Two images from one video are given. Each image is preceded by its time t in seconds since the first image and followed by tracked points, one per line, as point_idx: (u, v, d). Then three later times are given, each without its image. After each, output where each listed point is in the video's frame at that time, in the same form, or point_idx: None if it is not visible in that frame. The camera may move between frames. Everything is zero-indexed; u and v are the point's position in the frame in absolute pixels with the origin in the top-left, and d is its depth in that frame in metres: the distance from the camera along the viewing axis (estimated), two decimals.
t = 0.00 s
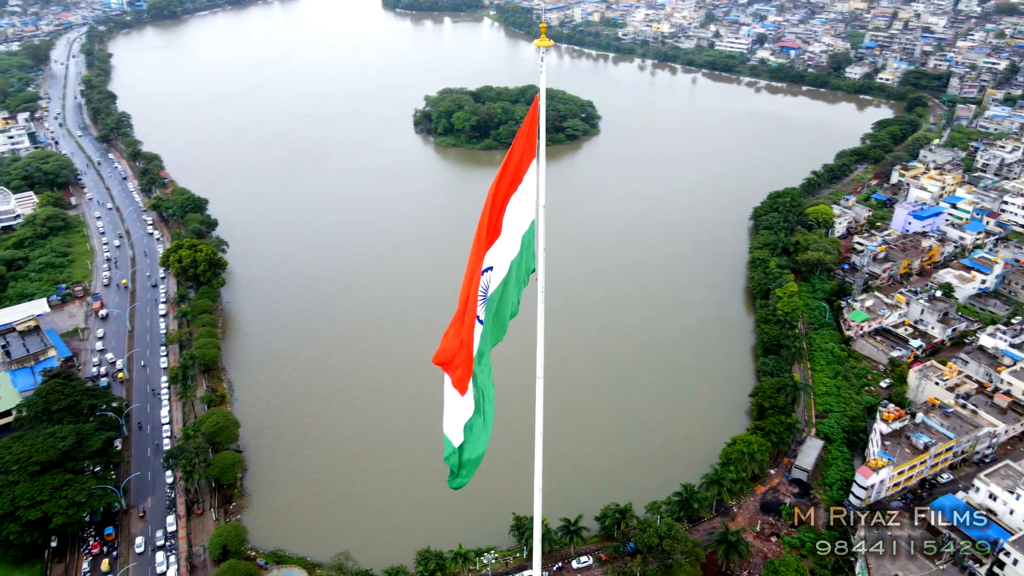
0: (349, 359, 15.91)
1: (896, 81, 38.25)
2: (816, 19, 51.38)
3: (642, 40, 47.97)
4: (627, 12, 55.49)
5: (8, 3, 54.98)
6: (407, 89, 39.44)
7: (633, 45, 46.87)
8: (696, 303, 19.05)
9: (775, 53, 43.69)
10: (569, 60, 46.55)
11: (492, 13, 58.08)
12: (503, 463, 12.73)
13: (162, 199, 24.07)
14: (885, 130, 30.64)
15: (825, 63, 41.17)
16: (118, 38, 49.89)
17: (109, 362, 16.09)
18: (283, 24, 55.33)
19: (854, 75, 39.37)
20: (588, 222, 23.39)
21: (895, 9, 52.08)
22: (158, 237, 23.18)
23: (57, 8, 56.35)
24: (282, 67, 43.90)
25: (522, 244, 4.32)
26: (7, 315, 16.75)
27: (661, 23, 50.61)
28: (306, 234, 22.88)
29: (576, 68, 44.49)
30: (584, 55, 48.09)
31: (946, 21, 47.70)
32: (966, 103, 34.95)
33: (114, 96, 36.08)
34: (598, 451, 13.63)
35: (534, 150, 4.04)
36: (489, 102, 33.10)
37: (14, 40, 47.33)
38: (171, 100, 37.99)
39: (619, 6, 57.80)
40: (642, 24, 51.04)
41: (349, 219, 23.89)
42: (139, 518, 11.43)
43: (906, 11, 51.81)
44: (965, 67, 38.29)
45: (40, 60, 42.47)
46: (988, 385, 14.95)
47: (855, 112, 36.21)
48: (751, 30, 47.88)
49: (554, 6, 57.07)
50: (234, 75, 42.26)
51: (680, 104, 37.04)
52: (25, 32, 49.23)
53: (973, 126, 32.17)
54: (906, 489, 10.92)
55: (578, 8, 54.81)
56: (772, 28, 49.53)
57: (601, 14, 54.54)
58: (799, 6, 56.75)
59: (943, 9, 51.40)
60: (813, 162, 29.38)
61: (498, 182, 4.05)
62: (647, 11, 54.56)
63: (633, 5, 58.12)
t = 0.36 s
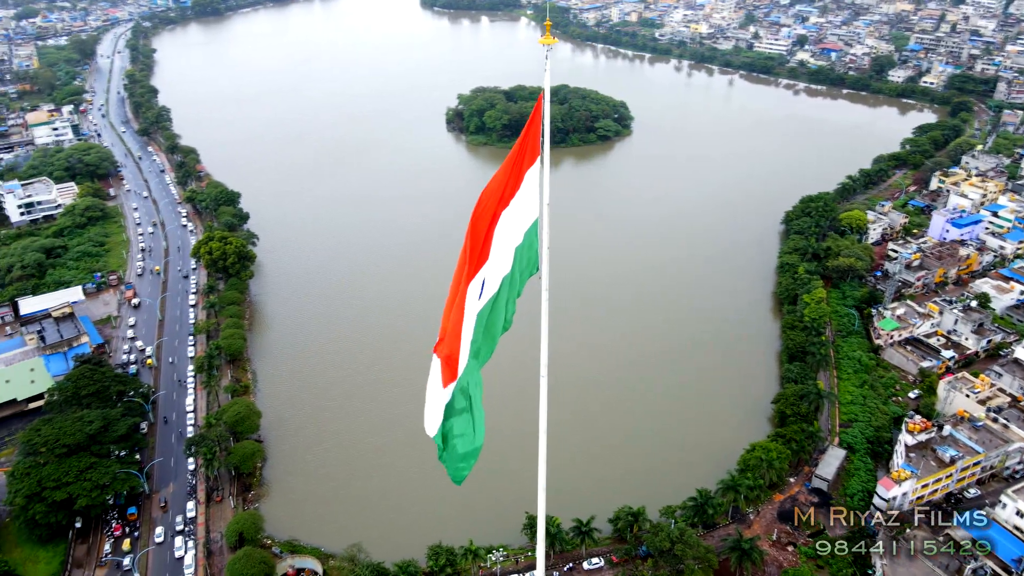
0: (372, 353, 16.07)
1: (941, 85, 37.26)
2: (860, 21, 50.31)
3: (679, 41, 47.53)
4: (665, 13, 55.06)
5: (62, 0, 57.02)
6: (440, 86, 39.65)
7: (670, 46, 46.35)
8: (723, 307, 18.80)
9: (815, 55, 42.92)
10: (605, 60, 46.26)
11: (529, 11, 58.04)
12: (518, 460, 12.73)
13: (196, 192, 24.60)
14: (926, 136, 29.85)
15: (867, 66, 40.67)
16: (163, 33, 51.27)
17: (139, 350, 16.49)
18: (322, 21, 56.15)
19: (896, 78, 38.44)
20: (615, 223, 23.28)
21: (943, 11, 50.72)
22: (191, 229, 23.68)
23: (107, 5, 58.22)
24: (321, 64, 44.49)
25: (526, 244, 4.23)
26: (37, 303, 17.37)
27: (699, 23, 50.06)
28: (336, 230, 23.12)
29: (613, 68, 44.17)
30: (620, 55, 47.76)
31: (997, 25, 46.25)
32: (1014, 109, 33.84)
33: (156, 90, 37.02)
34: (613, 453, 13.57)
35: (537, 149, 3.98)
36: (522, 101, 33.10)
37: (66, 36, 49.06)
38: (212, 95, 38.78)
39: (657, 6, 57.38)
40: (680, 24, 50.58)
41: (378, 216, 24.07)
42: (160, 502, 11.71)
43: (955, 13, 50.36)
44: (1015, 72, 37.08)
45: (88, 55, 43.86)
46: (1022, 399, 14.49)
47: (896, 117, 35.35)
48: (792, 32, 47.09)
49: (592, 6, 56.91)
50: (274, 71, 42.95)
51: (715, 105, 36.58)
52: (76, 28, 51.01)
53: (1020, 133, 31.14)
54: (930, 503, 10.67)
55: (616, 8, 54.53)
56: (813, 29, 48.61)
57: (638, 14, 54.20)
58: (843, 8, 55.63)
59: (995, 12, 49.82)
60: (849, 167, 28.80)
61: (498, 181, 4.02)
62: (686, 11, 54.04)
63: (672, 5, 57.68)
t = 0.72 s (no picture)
0: (393, 349, 16.19)
1: (983, 89, 36.30)
2: (901, 23, 49.24)
3: (713, 42, 47.03)
4: (700, 13, 54.54)
5: None
6: (471, 85, 39.77)
7: (704, 47, 45.83)
8: (747, 310, 18.57)
9: (853, 57, 42.15)
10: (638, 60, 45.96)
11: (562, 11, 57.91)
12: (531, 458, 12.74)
13: (226, 185, 24.99)
14: (965, 141, 29.10)
15: (907, 69, 39.86)
16: (202, 30, 52.33)
17: (165, 340, 16.82)
18: (357, 19, 56.75)
19: (936, 81, 37.70)
20: (641, 223, 23.15)
21: (989, 14, 49.34)
22: (220, 222, 24.07)
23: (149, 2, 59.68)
24: (354, 61, 44.91)
25: (521, 248, 4.22)
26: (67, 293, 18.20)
27: (734, 24, 49.45)
28: (363, 226, 23.31)
29: (646, 69, 43.86)
30: (653, 55, 47.41)
31: None
32: None
33: (192, 86, 37.77)
34: (627, 455, 13.52)
35: (535, 150, 3.98)
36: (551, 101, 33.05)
37: (108, 31, 50.39)
38: (247, 91, 39.40)
39: (692, 7, 56.86)
40: (715, 26, 50.07)
41: (406, 213, 24.21)
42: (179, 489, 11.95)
43: (1002, 15, 48.96)
44: None
45: (129, 50, 44.96)
46: None
47: (935, 121, 34.51)
48: (829, 33, 46.28)
49: (626, 6, 56.62)
50: (308, 69, 43.48)
51: (748, 107, 36.10)
52: (118, 24, 52.35)
53: None
54: (951, 517, 10.44)
55: (650, 8, 54.15)
56: (852, 31, 47.72)
57: (673, 14, 53.76)
58: (884, 9, 54.47)
59: None
60: (882, 172, 28.22)
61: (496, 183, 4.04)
62: (721, 12, 53.47)
63: (707, 5, 57.13)
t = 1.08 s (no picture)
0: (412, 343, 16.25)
1: None
2: (945, 25, 48.06)
3: (748, 43, 46.42)
4: (736, 14, 53.91)
5: None
6: (501, 84, 39.83)
7: (739, 49, 45.21)
8: (771, 314, 18.31)
9: (892, 59, 41.28)
10: (671, 61, 45.56)
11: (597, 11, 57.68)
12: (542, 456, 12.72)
13: (256, 180, 25.38)
14: (1005, 147, 28.30)
15: (948, 72, 38.88)
16: (240, 27, 53.24)
17: (190, 331, 17.15)
18: (392, 17, 57.20)
19: (978, 86, 36.83)
20: (666, 225, 22.97)
21: None
22: (248, 216, 24.45)
23: None
24: (388, 60, 45.21)
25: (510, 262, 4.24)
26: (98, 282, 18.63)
27: (771, 25, 48.74)
28: (389, 224, 23.49)
29: (680, 70, 43.45)
30: (687, 56, 46.97)
31: None
32: None
33: (228, 82, 38.44)
34: (640, 458, 13.45)
35: (521, 165, 4.01)
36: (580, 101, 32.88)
37: (149, 27, 51.54)
38: (281, 88, 39.94)
39: (729, 7, 56.22)
40: (751, 26, 49.44)
41: (433, 212, 24.29)
42: (197, 477, 12.19)
43: None
44: None
45: (168, 46, 45.94)
46: None
47: (976, 127, 33.63)
48: (869, 35, 45.37)
49: (661, 6, 56.21)
50: (342, 67, 43.91)
51: (781, 110, 35.57)
52: (159, 21, 53.50)
53: None
54: (973, 531, 10.21)
55: (685, 8, 53.66)
56: (893, 33, 46.73)
57: (708, 15, 53.19)
58: (927, 11, 53.22)
59: None
60: (917, 178, 27.58)
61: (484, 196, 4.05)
62: (758, 13, 52.78)
63: (744, 6, 56.44)
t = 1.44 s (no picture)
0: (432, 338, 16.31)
1: None
2: (991, 28, 46.78)
3: (784, 44, 45.75)
4: (773, 15, 53.17)
5: None
6: (532, 83, 39.81)
7: (774, 50, 44.60)
8: (796, 320, 18.07)
9: (932, 63, 40.36)
10: (704, 63, 45.12)
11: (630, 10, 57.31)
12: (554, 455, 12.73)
13: (284, 175, 25.71)
14: None
15: (991, 76, 37.85)
16: (276, 24, 53.99)
17: (214, 322, 17.46)
18: (426, 16, 57.52)
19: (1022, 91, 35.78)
20: (693, 226, 22.79)
21: None
22: (276, 211, 24.80)
23: None
24: (421, 58, 45.46)
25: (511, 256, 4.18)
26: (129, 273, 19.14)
27: (808, 26, 47.99)
28: (414, 221, 23.64)
29: (713, 71, 43.02)
30: (721, 57, 46.49)
31: None
32: None
33: (262, 79, 39.01)
34: (653, 461, 13.39)
35: (506, 181, 4.01)
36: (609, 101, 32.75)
37: (188, 24, 52.54)
38: (315, 85, 40.44)
39: (766, 8, 55.48)
40: (788, 28, 48.73)
41: (459, 210, 24.37)
42: (214, 466, 12.41)
43: None
44: None
45: (206, 43, 46.78)
46: None
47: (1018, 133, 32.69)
48: (910, 37, 44.41)
49: (696, 6, 55.70)
50: (375, 65, 44.28)
51: (815, 112, 35.01)
52: (198, 17, 54.50)
53: None
54: (994, 547, 9.99)
55: (721, 8, 53.09)
56: (935, 36, 45.56)
57: (744, 15, 52.55)
58: (972, 14, 51.86)
59: None
60: (953, 184, 26.94)
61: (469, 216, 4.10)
62: (796, 14, 52.00)
63: (782, 7, 55.63)
